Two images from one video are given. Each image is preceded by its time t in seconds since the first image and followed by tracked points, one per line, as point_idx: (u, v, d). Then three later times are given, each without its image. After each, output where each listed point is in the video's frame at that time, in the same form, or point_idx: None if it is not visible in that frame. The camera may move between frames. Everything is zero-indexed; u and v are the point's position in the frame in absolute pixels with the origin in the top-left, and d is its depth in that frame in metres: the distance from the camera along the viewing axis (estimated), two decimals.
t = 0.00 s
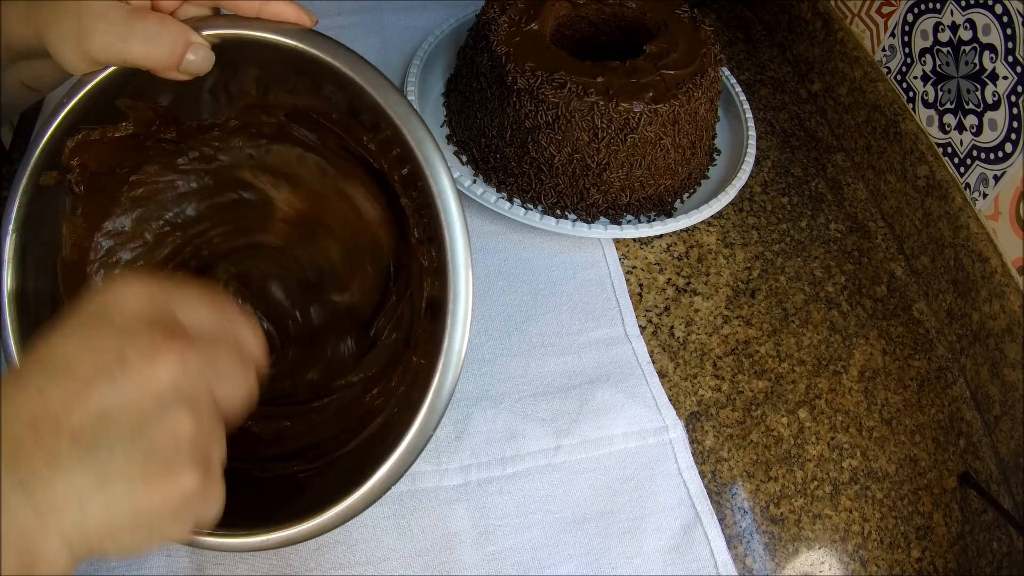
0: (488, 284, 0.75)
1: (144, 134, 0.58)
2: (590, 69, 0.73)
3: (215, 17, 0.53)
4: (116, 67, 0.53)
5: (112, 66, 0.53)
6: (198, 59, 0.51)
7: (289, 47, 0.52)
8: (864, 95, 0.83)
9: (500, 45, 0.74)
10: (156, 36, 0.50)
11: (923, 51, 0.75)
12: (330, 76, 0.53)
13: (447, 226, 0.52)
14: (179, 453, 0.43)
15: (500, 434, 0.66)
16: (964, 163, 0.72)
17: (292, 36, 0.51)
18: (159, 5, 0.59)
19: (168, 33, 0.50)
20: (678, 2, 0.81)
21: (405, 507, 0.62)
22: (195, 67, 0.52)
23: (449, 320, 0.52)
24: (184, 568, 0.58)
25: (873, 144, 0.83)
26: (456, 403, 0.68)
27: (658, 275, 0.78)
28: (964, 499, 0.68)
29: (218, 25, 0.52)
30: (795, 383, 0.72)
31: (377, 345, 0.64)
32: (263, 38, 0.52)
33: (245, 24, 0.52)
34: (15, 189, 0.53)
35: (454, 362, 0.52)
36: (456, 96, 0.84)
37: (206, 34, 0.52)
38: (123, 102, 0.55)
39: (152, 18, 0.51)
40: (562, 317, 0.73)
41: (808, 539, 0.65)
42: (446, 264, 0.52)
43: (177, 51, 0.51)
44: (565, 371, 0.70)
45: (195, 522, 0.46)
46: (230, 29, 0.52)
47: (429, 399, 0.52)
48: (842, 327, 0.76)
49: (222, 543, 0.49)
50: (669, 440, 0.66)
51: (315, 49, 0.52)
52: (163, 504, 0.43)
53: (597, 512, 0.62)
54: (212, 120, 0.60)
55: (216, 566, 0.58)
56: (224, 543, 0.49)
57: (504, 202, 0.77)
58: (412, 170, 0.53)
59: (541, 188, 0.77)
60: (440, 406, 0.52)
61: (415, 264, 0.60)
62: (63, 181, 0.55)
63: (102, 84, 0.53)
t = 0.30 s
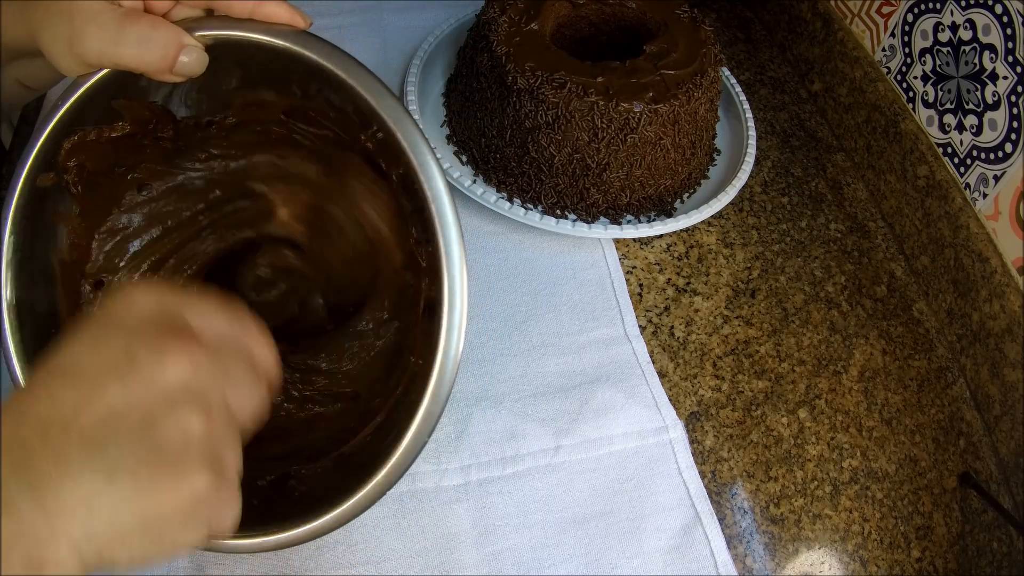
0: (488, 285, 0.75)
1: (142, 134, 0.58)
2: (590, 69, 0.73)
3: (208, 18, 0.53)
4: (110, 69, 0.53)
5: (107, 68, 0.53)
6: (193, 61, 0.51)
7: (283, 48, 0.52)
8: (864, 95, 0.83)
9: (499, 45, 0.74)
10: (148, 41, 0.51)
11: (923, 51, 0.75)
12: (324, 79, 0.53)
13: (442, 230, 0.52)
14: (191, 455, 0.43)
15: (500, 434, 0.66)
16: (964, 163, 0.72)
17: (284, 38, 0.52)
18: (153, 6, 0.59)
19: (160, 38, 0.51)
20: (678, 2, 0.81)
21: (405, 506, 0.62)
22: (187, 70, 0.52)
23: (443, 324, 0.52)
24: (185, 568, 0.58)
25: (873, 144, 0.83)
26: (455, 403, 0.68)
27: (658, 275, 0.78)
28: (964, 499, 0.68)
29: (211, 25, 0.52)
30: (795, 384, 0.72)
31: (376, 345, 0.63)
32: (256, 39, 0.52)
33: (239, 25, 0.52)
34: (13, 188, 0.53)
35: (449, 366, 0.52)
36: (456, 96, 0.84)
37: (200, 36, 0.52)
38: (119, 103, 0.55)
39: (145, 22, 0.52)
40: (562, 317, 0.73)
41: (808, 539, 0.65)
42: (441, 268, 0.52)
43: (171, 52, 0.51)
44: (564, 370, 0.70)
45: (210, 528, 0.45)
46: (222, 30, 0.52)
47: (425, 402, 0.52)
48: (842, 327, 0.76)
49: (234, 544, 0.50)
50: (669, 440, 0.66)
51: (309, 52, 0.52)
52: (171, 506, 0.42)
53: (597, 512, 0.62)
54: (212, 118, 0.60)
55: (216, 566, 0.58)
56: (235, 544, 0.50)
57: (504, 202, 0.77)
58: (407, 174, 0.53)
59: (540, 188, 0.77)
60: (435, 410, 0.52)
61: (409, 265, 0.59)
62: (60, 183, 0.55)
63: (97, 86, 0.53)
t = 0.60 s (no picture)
0: (488, 284, 0.75)
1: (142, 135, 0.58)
2: (590, 69, 0.73)
3: (214, 19, 0.53)
4: (112, 70, 0.53)
5: (109, 69, 0.53)
6: (200, 62, 0.51)
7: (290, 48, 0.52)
8: (864, 95, 0.83)
9: (500, 45, 0.74)
10: (155, 41, 0.50)
11: (923, 51, 0.75)
12: (331, 78, 0.53)
13: (451, 229, 0.52)
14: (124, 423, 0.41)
15: (500, 434, 0.66)
16: (964, 163, 0.72)
17: (292, 40, 0.52)
18: (160, 6, 0.59)
19: (167, 38, 0.50)
20: (679, 2, 0.81)
21: (405, 507, 0.62)
22: (195, 70, 0.52)
23: (452, 322, 0.52)
24: (184, 568, 0.58)
25: (873, 145, 0.83)
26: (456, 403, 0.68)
27: (658, 275, 0.78)
28: (963, 499, 0.68)
29: (219, 26, 0.52)
30: (795, 383, 0.72)
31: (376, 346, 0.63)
32: (262, 41, 0.52)
33: (246, 26, 0.52)
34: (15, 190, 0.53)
35: (458, 364, 0.52)
36: (456, 96, 0.84)
37: (207, 36, 0.52)
38: (121, 105, 0.55)
39: (151, 21, 0.51)
40: (561, 317, 0.73)
41: (808, 539, 0.65)
42: (450, 266, 0.52)
43: (178, 53, 0.51)
44: (564, 370, 0.70)
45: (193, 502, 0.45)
46: (229, 32, 0.52)
47: (433, 400, 0.52)
48: (842, 327, 0.76)
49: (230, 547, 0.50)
50: (669, 440, 0.66)
51: (317, 52, 0.51)
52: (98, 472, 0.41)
53: (597, 512, 0.62)
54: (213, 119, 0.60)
55: (216, 566, 0.58)
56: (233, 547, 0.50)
57: (504, 202, 0.77)
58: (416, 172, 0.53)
59: (541, 188, 0.77)
60: (444, 408, 0.52)
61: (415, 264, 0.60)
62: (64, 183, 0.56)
63: (98, 87, 0.53)
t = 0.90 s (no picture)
0: (488, 285, 0.75)
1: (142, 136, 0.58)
2: (590, 69, 0.73)
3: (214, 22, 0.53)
4: (114, 75, 0.53)
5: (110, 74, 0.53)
6: (200, 65, 0.51)
7: (292, 52, 0.52)
8: (864, 95, 0.83)
9: (500, 46, 0.74)
10: (154, 45, 0.51)
11: (923, 51, 0.75)
12: (332, 83, 0.53)
13: (452, 235, 0.52)
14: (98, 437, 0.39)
15: (500, 434, 0.66)
16: (964, 163, 0.72)
17: (291, 42, 0.51)
18: (160, 10, 0.59)
19: (166, 43, 0.51)
20: (679, 2, 0.81)
21: (405, 507, 0.62)
22: (195, 74, 0.52)
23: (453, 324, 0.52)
24: (185, 569, 0.58)
25: (873, 144, 0.83)
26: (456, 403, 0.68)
27: (658, 275, 0.78)
28: (964, 499, 0.68)
29: (220, 29, 0.52)
30: (795, 383, 0.72)
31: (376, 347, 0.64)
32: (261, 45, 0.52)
33: (247, 30, 0.52)
34: (16, 197, 0.54)
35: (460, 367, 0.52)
36: (456, 96, 0.84)
37: (207, 39, 0.52)
38: (124, 109, 0.55)
39: (151, 26, 0.52)
40: (562, 317, 0.73)
41: (808, 539, 0.65)
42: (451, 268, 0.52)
43: (178, 58, 0.51)
44: (565, 371, 0.70)
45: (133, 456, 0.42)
46: (230, 36, 0.52)
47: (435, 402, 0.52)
48: (842, 327, 0.76)
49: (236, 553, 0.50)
50: (669, 440, 0.66)
51: (317, 55, 0.51)
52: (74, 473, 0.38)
53: (597, 512, 0.62)
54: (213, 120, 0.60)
55: (217, 567, 0.58)
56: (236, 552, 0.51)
57: (505, 202, 0.77)
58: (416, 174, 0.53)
59: (541, 188, 0.77)
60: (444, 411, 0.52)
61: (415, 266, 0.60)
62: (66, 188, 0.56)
63: (99, 91, 0.53)
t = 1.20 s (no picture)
0: (488, 285, 0.75)
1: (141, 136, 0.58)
2: (590, 69, 0.73)
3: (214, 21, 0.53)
4: (109, 70, 0.53)
5: (106, 69, 0.54)
6: (197, 62, 0.51)
7: (285, 51, 0.52)
8: (864, 95, 0.83)
9: (499, 45, 0.74)
10: (153, 41, 0.51)
11: (923, 50, 0.75)
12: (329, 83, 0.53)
13: (447, 234, 0.52)
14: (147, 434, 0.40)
15: (500, 434, 0.66)
16: (964, 163, 0.72)
17: (291, 42, 0.52)
18: (159, 6, 0.59)
19: (165, 38, 0.50)
20: (679, 2, 0.81)
21: (405, 507, 0.62)
22: (192, 70, 0.52)
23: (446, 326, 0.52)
24: (184, 568, 0.58)
25: (873, 144, 0.83)
26: (456, 403, 0.68)
27: (658, 275, 0.78)
28: (963, 499, 0.68)
29: (217, 29, 0.53)
30: (795, 383, 0.72)
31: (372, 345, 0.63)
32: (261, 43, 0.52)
33: (244, 30, 0.52)
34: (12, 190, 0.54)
35: (453, 367, 0.52)
36: (456, 96, 0.84)
37: (205, 37, 0.52)
38: (120, 105, 0.55)
39: (151, 22, 0.51)
40: (562, 317, 0.73)
41: (808, 539, 0.65)
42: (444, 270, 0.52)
43: (176, 54, 0.51)
44: (565, 370, 0.70)
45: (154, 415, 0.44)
46: (229, 34, 0.52)
47: (428, 403, 0.52)
48: (842, 327, 0.76)
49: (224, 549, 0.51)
50: (669, 440, 0.66)
51: (317, 55, 0.52)
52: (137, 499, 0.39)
53: (597, 512, 0.62)
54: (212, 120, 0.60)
55: (217, 566, 0.58)
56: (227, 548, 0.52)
57: (504, 202, 0.77)
58: (410, 175, 0.53)
59: (541, 188, 0.77)
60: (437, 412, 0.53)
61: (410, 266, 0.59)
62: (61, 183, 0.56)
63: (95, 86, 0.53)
